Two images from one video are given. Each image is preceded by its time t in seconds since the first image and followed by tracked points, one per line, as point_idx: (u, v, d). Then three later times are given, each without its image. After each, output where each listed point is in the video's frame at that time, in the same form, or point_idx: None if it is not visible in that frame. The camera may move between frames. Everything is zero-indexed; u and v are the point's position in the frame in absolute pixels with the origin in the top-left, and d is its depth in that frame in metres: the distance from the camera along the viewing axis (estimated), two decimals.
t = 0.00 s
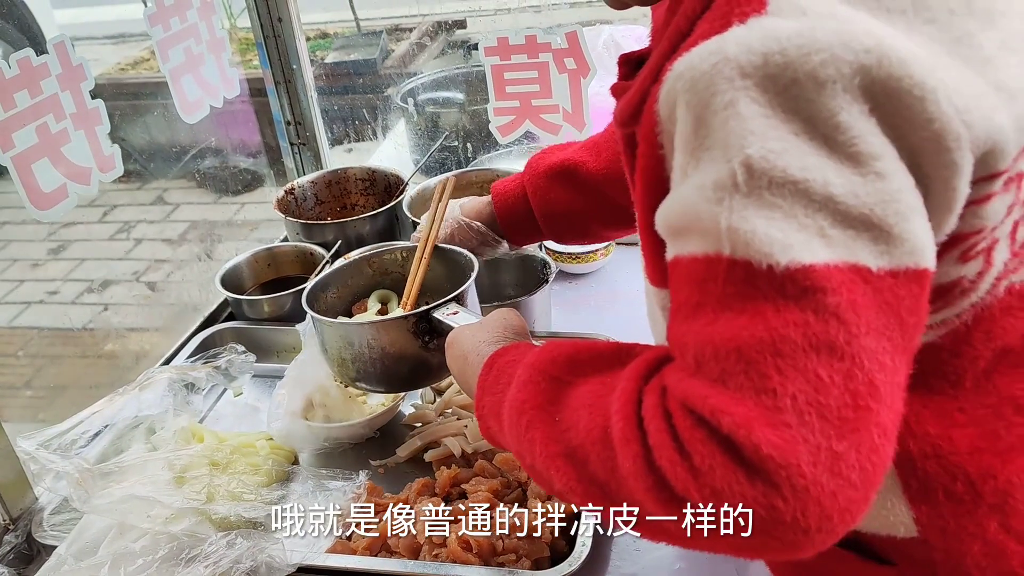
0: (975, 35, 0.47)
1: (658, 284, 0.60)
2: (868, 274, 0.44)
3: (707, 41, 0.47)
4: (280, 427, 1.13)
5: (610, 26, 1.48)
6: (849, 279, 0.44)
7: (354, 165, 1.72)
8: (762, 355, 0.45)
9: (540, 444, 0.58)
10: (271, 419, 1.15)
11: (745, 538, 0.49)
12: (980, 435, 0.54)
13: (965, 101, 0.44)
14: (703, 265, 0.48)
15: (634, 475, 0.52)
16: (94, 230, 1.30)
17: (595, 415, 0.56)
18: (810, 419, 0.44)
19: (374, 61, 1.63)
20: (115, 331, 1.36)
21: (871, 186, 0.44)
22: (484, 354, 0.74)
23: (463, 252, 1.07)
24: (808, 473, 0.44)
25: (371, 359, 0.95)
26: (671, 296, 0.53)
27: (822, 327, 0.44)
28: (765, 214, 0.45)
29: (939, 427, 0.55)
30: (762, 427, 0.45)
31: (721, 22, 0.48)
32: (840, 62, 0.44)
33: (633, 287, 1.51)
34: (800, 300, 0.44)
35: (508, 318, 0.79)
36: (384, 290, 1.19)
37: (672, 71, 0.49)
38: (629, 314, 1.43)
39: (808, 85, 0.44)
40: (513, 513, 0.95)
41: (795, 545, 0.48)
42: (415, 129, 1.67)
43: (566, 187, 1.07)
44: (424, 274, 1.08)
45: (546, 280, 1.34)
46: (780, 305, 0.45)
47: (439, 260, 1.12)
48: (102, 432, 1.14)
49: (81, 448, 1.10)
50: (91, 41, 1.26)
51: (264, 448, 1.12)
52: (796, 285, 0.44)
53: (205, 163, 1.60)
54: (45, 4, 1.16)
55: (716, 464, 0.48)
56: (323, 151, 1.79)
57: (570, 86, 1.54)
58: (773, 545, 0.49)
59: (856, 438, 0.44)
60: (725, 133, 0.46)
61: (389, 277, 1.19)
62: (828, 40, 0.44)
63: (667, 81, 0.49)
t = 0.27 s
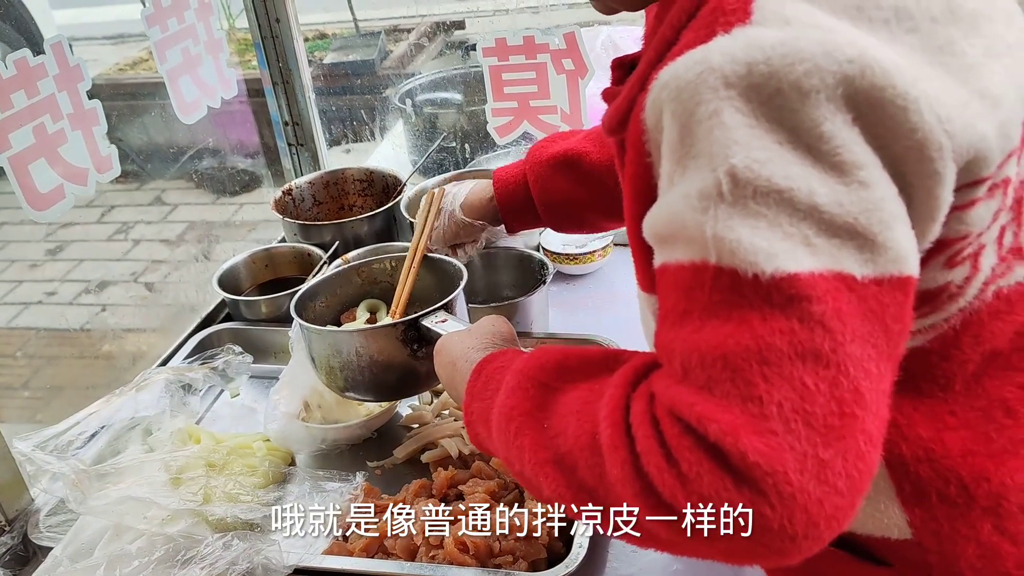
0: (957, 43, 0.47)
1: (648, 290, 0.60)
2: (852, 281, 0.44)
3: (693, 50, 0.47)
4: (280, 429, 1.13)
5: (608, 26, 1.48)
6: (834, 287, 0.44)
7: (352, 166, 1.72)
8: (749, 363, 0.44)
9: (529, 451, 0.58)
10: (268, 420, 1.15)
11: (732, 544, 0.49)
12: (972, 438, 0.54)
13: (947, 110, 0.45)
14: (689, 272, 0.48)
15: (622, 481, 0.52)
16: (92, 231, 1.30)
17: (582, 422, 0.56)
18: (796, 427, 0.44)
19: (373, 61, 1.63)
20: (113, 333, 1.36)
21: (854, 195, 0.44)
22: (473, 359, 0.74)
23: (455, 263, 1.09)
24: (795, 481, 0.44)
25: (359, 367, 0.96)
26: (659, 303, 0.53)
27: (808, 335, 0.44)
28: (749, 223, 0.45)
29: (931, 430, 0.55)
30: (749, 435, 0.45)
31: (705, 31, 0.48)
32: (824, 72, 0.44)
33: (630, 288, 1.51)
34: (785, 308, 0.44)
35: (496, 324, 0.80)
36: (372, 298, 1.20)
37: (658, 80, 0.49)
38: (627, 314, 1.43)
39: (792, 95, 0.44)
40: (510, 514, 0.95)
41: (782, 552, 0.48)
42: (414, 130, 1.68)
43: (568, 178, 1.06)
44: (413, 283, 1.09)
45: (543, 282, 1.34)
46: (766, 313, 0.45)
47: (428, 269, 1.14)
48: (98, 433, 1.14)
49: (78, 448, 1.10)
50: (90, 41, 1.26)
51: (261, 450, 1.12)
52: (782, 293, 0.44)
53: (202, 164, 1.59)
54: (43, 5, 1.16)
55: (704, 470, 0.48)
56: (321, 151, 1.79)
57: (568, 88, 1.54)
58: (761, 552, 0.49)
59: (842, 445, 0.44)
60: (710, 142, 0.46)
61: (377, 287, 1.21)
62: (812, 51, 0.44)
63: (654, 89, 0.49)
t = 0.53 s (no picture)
0: (949, 39, 0.47)
1: (642, 288, 0.60)
2: (841, 276, 0.44)
3: (685, 46, 0.47)
4: (277, 430, 1.13)
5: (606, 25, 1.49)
6: (823, 282, 0.44)
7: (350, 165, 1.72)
8: (737, 356, 0.44)
9: (518, 450, 0.58)
10: (265, 420, 1.15)
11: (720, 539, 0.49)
12: (969, 435, 0.54)
13: (938, 106, 0.44)
14: (680, 268, 0.48)
15: (610, 477, 0.52)
16: (89, 230, 1.29)
17: (570, 420, 0.56)
18: (784, 421, 0.44)
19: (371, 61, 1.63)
20: (110, 332, 1.35)
21: (844, 190, 0.44)
22: (463, 363, 0.74)
23: (453, 270, 1.08)
24: (783, 475, 0.44)
25: (356, 373, 0.96)
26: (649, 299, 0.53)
27: (797, 328, 0.43)
28: (739, 217, 0.45)
29: (927, 428, 0.54)
30: (737, 429, 0.44)
31: (697, 27, 0.47)
32: (815, 69, 0.43)
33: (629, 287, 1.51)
34: (775, 302, 0.44)
35: (489, 328, 0.80)
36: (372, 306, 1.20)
37: (650, 76, 0.48)
38: (625, 313, 1.43)
39: (783, 90, 0.44)
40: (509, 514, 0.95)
41: (769, 547, 0.47)
42: (413, 130, 1.68)
43: (562, 192, 1.06)
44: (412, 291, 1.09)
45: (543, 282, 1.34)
46: (755, 307, 0.44)
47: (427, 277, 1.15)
48: (95, 433, 1.13)
49: (75, 448, 1.10)
50: (87, 40, 1.26)
51: (259, 450, 1.11)
52: (771, 287, 0.44)
53: (200, 163, 1.59)
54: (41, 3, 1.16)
55: (692, 464, 0.47)
56: (319, 151, 1.79)
57: (566, 87, 1.54)
58: (749, 547, 0.48)
59: (831, 440, 0.44)
60: (701, 137, 0.45)
61: (378, 294, 1.21)
62: (803, 47, 0.44)
63: (646, 85, 0.49)
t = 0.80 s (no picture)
0: (945, 36, 0.46)
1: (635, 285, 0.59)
2: (825, 272, 0.44)
3: (679, 39, 0.46)
4: (273, 431, 1.12)
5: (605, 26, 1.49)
6: (806, 277, 0.43)
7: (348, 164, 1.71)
8: (717, 349, 0.44)
9: (495, 450, 0.57)
10: (263, 420, 1.14)
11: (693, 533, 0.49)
12: (966, 434, 0.53)
13: (929, 103, 0.44)
14: (666, 258, 0.48)
15: (586, 470, 0.51)
16: (86, 229, 1.29)
17: (548, 417, 0.56)
18: (761, 414, 0.43)
19: (369, 59, 1.63)
20: (106, 332, 1.34)
21: (831, 186, 0.43)
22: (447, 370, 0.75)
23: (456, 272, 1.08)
24: (757, 469, 0.44)
25: (356, 376, 0.96)
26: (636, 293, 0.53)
27: (777, 323, 0.43)
28: (725, 209, 0.44)
29: (924, 426, 0.53)
30: (713, 420, 0.44)
31: (692, 21, 0.47)
32: (807, 63, 0.43)
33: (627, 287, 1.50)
34: (757, 296, 0.44)
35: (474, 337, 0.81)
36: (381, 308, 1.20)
37: (644, 68, 0.48)
38: (622, 313, 1.43)
39: (775, 84, 0.43)
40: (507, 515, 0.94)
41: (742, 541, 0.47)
42: (411, 128, 1.67)
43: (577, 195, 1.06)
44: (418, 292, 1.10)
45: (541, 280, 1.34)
46: (737, 301, 0.44)
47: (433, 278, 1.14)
48: (91, 434, 1.13)
49: (70, 449, 1.09)
50: (84, 38, 1.25)
51: (256, 450, 1.10)
52: (754, 280, 0.44)
53: (197, 162, 1.58)
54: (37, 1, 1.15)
55: (667, 456, 0.47)
56: (317, 150, 1.77)
57: (564, 86, 1.52)
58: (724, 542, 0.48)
59: (807, 435, 0.44)
60: (691, 129, 0.45)
61: (386, 296, 1.21)
62: (796, 41, 0.43)
63: (640, 77, 0.48)
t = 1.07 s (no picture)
0: (956, 40, 0.45)
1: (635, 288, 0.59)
2: (820, 279, 0.43)
3: (686, 36, 0.46)
4: (270, 432, 1.12)
5: (605, 25, 1.47)
6: (802, 283, 0.43)
7: (346, 163, 1.70)
8: (708, 352, 0.44)
9: (482, 453, 0.57)
10: (260, 420, 1.14)
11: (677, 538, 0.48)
12: (967, 438, 0.53)
13: (935, 111, 0.43)
14: (661, 258, 0.47)
15: (571, 472, 0.51)
16: (82, 228, 1.28)
17: (534, 419, 0.55)
18: (749, 420, 0.43)
19: (368, 58, 1.62)
20: (103, 331, 1.33)
21: (832, 192, 0.43)
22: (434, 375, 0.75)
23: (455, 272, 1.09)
24: (743, 474, 0.44)
25: (356, 379, 0.95)
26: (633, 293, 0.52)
27: (770, 328, 0.43)
28: (723, 211, 0.44)
29: (927, 430, 0.53)
30: (700, 424, 0.44)
31: (699, 19, 0.46)
32: (813, 67, 0.42)
33: (626, 287, 1.50)
34: (750, 301, 0.43)
35: (467, 340, 0.80)
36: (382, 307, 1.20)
37: (648, 65, 0.47)
38: (621, 314, 1.42)
39: (780, 86, 0.43)
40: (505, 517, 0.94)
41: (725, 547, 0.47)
42: (409, 128, 1.66)
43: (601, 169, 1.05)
44: (418, 290, 1.10)
45: (539, 281, 1.33)
46: (730, 305, 0.44)
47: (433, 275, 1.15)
48: (87, 435, 1.12)
49: (66, 451, 1.08)
50: (82, 37, 1.25)
51: (252, 451, 1.10)
52: (748, 285, 0.43)
53: (194, 161, 1.57)
54: None
55: (653, 458, 0.47)
56: (314, 149, 1.77)
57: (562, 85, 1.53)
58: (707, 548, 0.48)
59: (795, 442, 0.43)
60: (693, 129, 0.44)
61: (388, 296, 1.20)
62: (802, 43, 0.42)
63: (644, 74, 0.48)
